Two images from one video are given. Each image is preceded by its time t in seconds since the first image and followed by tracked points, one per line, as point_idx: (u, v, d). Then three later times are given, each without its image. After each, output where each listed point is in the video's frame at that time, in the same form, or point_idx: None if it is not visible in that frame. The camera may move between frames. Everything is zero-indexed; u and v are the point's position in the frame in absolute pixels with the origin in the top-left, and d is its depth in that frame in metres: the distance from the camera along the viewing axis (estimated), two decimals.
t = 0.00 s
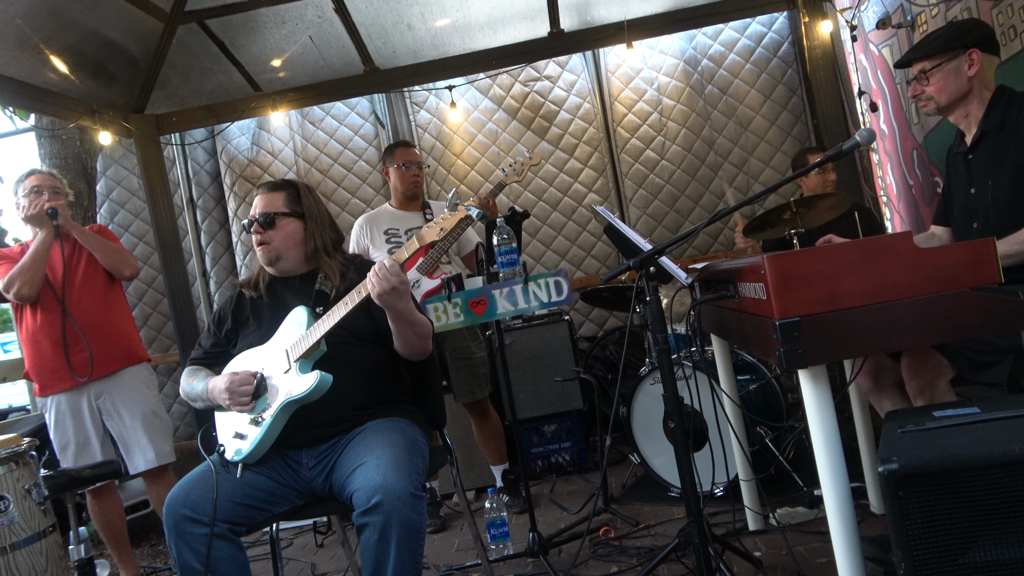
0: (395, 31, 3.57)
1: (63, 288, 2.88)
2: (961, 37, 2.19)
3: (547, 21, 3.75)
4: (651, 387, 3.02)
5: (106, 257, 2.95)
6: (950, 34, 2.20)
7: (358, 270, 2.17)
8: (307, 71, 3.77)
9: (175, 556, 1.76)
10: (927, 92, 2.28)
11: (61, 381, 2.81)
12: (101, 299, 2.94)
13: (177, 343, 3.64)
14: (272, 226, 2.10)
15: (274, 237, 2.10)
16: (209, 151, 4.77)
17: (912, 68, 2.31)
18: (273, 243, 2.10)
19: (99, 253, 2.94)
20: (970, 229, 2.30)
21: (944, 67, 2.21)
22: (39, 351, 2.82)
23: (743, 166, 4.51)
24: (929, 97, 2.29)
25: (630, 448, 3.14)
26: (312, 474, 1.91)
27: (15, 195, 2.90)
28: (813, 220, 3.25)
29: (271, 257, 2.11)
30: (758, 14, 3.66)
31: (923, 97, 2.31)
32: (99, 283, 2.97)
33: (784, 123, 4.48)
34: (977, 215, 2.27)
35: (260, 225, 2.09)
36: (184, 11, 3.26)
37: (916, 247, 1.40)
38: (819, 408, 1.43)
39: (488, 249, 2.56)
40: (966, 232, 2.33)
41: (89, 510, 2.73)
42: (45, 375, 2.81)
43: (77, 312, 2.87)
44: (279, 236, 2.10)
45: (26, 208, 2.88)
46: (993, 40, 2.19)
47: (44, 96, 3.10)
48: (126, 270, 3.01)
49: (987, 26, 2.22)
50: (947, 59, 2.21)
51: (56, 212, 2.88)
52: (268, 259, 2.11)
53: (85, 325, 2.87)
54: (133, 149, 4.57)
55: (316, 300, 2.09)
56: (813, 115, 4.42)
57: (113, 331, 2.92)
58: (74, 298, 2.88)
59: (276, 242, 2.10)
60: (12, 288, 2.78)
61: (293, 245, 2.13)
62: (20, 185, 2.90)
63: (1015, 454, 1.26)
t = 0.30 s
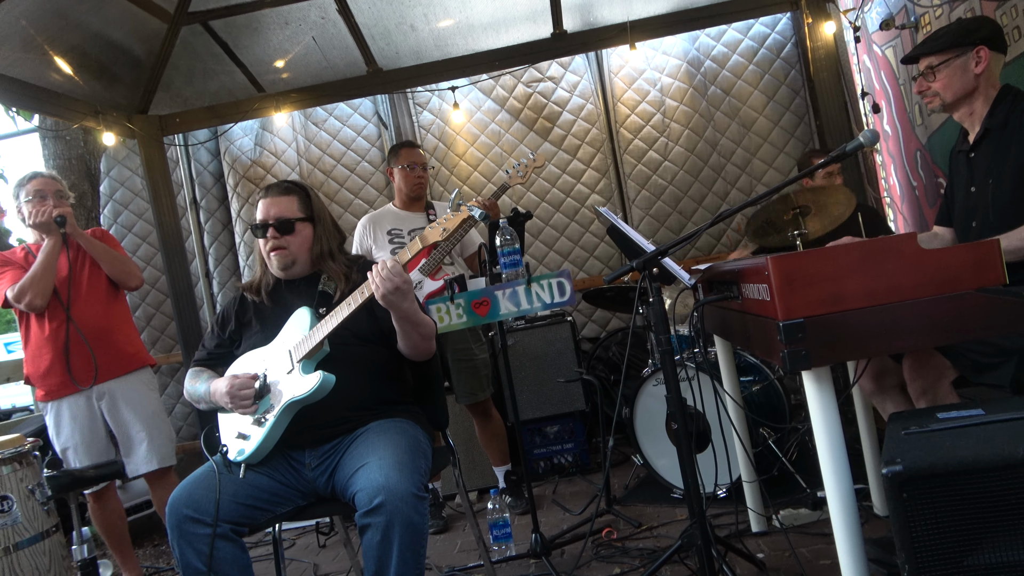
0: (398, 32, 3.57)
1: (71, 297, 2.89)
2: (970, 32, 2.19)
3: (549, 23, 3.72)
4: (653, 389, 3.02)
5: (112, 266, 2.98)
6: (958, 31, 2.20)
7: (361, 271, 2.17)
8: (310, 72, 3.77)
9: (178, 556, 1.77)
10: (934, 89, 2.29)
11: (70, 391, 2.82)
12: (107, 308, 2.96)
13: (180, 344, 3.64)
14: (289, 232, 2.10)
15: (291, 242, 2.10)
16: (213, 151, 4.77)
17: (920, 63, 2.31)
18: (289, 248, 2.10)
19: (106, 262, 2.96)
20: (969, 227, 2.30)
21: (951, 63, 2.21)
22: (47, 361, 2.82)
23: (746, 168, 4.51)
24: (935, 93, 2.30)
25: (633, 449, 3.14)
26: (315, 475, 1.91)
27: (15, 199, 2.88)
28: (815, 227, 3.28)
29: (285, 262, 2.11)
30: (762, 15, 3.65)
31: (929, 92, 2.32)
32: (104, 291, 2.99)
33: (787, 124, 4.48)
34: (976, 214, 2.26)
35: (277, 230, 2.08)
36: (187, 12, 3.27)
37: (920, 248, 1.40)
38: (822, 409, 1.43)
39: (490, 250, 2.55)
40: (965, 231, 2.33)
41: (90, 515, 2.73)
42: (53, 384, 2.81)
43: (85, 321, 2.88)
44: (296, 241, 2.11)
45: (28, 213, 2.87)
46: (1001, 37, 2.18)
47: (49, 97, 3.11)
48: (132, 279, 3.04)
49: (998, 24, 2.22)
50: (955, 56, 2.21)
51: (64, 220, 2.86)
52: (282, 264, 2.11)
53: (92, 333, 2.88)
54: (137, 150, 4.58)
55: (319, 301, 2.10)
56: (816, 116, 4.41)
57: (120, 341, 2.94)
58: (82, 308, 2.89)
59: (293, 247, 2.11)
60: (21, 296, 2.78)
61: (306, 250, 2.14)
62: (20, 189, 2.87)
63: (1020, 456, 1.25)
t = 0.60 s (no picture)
0: (401, 33, 3.57)
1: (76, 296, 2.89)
2: (966, 40, 2.19)
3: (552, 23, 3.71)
4: (655, 390, 3.02)
5: (116, 264, 2.98)
6: (953, 43, 2.21)
7: (365, 271, 2.18)
8: (314, 73, 3.77)
9: (181, 556, 1.77)
10: (940, 100, 2.29)
11: (74, 390, 2.83)
12: (112, 305, 2.97)
13: (183, 343, 3.65)
14: (319, 228, 2.11)
15: (321, 238, 2.12)
16: (216, 152, 4.78)
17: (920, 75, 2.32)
18: (320, 244, 2.12)
19: (110, 260, 2.96)
20: (979, 231, 2.29)
21: (954, 72, 2.21)
22: (53, 359, 2.83)
23: (749, 169, 4.50)
24: (942, 104, 2.29)
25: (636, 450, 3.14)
26: (318, 475, 1.92)
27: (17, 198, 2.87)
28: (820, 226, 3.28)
29: (317, 258, 2.12)
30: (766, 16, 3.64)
31: (937, 103, 2.31)
32: (109, 289, 2.99)
33: (790, 126, 4.47)
34: (986, 216, 2.26)
35: (311, 225, 2.09)
36: (192, 13, 3.27)
37: (924, 250, 1.40)
38: (825, 411, 1.43)
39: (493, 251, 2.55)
40: (975, 234, 2.32)
41: (92, 515, 2.74)
42: (59, 383, 2.82)
43: (90, 319, 2.89)
44: (325, 238, 2.13)
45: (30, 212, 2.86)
46: (1000, 39, 2.18)
47: (54, 97, 3.12)
48: (136, 276, 3.05)
49: (995, 28, 2.21)
50: (954, 66, 2.21)
51: (67, 217, 2.87)
52: (311, 259, 2.10)
53: (97, 331, 2.89)
54: (140, 150, 4.59)
55: (322, 300, 2.10)
56: (819, 117, 4.41)
57: (125, 339, 2.95)
58: (87, 306, 2.90)
59: (322, 243, 2.12)
60: (26, 295, 2.77)
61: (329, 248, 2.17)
62: (21, 189, 2.86)
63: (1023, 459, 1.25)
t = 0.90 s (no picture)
0: (403, 34, 3.57)
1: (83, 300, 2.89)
2: (972, 40, 2.19)
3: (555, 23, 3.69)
4: (658, 391, 3.01)
5: (124, 267, 2.98)
6: (961, 42, 2.20)
7: (367, 271, 2.18)
8: (317, 74, 3.77)
9: (183, 556, 1.77)
10: (949, 100, 2.27)
11: (81, 394, 2.83)
12: (119, 308, 2.97)
13: (185, 344, 3.65)
14: (316, 231, 2.11)
15: (320, 240, 2.12)
16: (218, 152, 4.78)
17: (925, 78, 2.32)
18: (320, 247, 2.12)
19: (118, 264, 2.97)
20: (978, 230, 2.29)
21: (960, 73, 2.21)
22: (60, 362, 2.83)
23: (751, 170, 4.50)
24: (951, 105, 2.28)
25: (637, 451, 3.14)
26: (320, 475, 1.92)
27: (24, 199, 2.87)
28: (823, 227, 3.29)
29: (318, 262, 2.12)
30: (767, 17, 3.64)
31: (945, 105, 2.30)
32: (116, 292, 2.99)
33: (792, 127, 4.47)
34: (985, 215, 2.26)
35: (307, 230, 2.09)
36: (194, 14, 3.28)
37: (926, 251, 1.40)
38: (827, 412, 1.42)
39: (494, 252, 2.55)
40: (974, 233, 2.32)
41: (94, 514, 2.73)
42: (66, 386, 2.83)
43: (98, 322, 2.89)
44: (323, 240, 2.13)
45: (38, 212, 2.86)
46: (1004, 37, 2.18)
47: (57, 98, 3.13)
48: (143, 279, 3.05)
49: (1000, 26, 2.21)
50: (961, 66, 2.21)
51: (76, 222, 2.83)
52: (313, 262, 2.11)
53: (104, 334, 2.89)
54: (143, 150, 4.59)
55: (325, 301, 2.10)
56: (821, 118, 4.41)
57: (132, 342, 2.95)
58: (94, 309, 2.90)
59: (322, 245, 2.12)
60: (35, 298, 2.77)
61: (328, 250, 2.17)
62: (28, 190, 2.86)
63: None
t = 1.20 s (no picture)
0: (405, 35, 3.58)
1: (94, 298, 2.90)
2: (967, 46, 2.18)
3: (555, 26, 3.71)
4: (659, 391, 3.01)
5: (142, 268, 3.00)
6: (955, 49, 2.20)
7: (369, 270, 2.19)
8: (318, 75, 3.77)
9: (186, 556, 1.78)
10: (949, 106, 2.27)
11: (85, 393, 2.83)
12: (132, 309, 2.97)
13: (187, 344, 3.65)
14: (317, 231, 2.11)
15: (321, 239, 2.12)
16: (220, 153, 4.79)
17: (923, 85, 2.31)
18: (321, 246, 2.12)
19: (137, 265, 2.98)
20: (981, 232, 2.29)
21: (960, 77, 2.21)
22: (67, 359, 2.83)
23: (752, 171, 4.51)
24: (952, 110, 2.28)
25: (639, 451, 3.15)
26: (321, 475, 1.92)
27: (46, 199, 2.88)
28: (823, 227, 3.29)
29: (319, 262, 2.12)
30: (768, 18, 3.65)
31: (946, 111, 2.30)
32: (132, 293, 3.01)
33: (793, 128, 4.47)
34: (988, 217, 2.26)
35: (308, 229, 2.09)
36: (196, 15, 3.28)
37: (926, 253, 1.40)
38: (827, 412, 1.43)
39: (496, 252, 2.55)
40: (977, 234, 2.32)
41: (99, 513, 2.74)
42: (71, 384, 2.83)
43: (107, 322, 2.89)
44: (324, 239, 2.13)
45: (59, 212, 2.87)
46: (999, 41, 2.18)
47: (60, 99, 3.14)
48: (161, 281, 3.05)
49: (993, 29, 2.21)
50: (960, 69, 2.20)
51: (96, 221, 2.87)
52: (315, 262, 2.11)
53: (113, 335, 2.89)
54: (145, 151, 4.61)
55: (328, 302, 2.11)
56: (823, 119, 4.41)
57: (140, 344, 2.94)
58: (105, 309, 2.91)
59: (323, 244, 2.12)
60: (44, 292, 2.80)
61: (329, 249, 2.17)
62: (50, 188, 2.87)
63: None
